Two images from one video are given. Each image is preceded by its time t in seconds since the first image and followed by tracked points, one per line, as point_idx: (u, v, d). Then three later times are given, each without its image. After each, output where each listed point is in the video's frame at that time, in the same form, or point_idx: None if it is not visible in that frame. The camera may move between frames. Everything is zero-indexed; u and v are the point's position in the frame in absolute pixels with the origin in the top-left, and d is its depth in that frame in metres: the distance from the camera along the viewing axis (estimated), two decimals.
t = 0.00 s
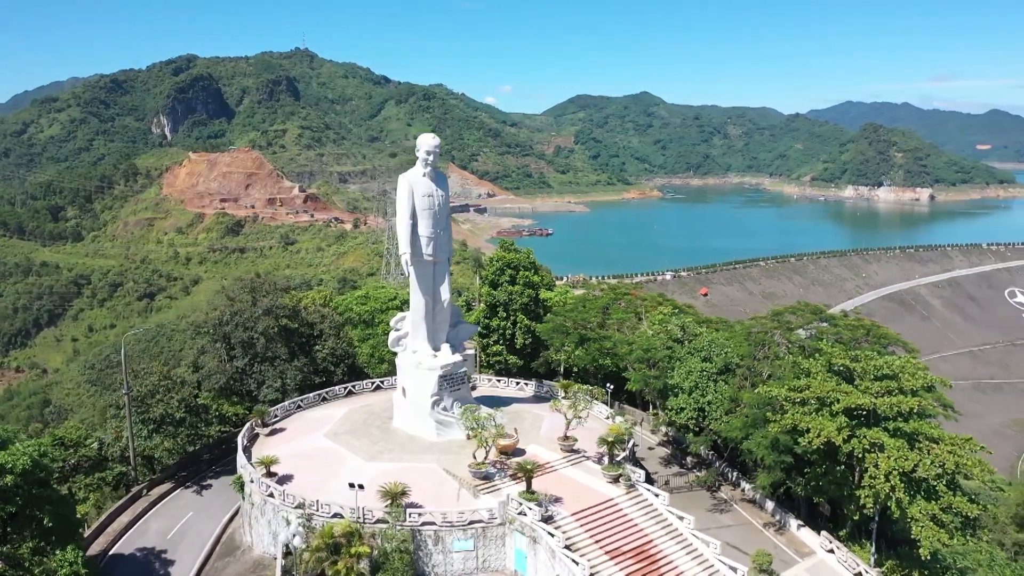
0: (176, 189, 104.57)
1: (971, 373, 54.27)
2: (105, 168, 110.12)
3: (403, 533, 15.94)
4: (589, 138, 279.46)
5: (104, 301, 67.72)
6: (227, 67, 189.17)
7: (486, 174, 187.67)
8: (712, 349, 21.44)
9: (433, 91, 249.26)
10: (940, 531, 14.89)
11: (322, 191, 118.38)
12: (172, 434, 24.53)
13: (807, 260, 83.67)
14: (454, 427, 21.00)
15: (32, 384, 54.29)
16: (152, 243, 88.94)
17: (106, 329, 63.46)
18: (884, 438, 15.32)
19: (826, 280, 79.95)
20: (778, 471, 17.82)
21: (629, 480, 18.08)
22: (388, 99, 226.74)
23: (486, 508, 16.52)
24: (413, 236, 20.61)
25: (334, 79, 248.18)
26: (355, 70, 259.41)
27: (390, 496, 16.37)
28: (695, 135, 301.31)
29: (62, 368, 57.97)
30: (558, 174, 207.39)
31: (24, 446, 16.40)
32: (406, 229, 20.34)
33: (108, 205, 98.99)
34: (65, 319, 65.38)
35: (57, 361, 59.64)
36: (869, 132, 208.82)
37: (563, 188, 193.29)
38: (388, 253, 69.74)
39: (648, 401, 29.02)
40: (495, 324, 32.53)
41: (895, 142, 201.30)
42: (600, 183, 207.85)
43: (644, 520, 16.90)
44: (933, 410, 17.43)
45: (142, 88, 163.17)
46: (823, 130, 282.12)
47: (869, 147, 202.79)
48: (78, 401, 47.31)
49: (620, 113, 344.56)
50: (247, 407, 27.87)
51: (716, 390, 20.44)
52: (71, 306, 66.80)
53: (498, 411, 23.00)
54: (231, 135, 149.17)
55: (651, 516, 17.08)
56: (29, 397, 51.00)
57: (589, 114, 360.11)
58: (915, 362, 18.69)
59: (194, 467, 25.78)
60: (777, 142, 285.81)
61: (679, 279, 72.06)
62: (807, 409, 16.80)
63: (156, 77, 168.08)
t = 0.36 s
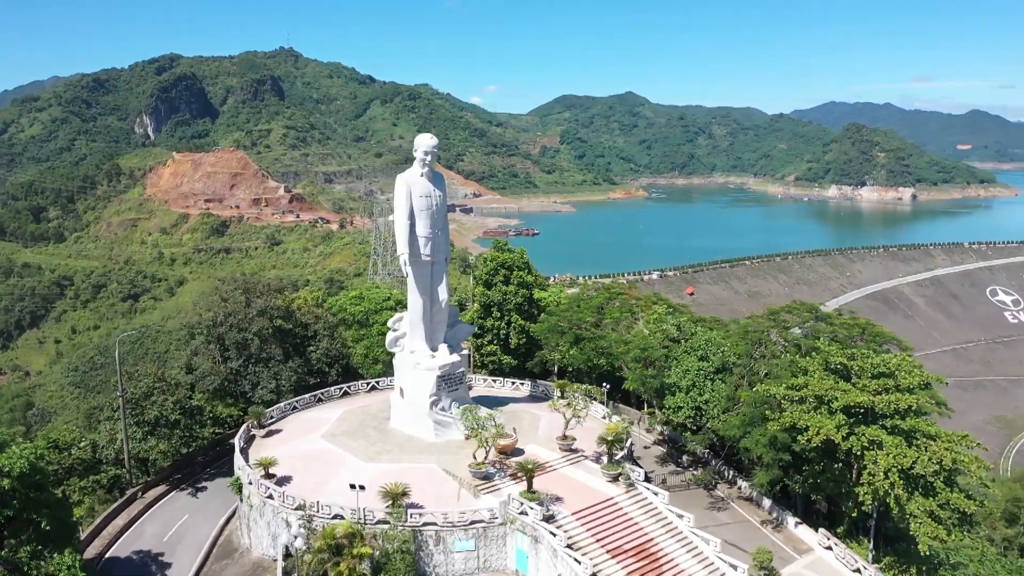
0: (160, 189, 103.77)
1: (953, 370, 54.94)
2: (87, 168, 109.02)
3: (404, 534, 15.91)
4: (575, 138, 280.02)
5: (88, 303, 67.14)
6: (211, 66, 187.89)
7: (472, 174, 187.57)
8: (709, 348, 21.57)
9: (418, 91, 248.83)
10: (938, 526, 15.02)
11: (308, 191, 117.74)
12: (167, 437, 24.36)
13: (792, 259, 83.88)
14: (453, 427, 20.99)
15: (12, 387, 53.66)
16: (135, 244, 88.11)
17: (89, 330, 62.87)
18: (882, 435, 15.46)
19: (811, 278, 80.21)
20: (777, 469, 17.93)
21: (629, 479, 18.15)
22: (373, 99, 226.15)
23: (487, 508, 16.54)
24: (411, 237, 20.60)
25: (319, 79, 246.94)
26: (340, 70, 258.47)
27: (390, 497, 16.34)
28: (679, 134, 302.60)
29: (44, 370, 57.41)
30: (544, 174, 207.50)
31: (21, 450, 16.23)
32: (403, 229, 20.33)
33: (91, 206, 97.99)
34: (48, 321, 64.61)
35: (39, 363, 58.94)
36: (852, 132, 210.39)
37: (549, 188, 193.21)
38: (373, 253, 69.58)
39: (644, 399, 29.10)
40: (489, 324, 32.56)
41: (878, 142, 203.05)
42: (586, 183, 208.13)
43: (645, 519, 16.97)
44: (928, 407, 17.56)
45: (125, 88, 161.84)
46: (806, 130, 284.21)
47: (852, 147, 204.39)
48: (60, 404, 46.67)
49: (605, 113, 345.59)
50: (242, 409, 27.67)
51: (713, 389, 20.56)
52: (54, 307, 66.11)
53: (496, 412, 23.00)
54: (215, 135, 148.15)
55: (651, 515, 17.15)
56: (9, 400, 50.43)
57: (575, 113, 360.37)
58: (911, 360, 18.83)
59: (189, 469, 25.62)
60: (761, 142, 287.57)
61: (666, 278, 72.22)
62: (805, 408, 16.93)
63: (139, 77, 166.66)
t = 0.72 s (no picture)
0: (139, 189, 102.64)
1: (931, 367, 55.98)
2: (64, 168, 107.50)
3: (402, 535, 15.91)
4: (556, 138, 280.34)
5: (66, 305, 66.17)
6: (190, 65, 186.12)
7: (454, 174, 187.24)
8: (702, 347, 21.76)
9: (400, 91, 247.96)
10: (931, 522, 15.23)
11: (289, 191, 116.92)
12: (158, 440, 24.06)
13: (772, 258, 84.17)
14: (448, 427, 21.00)
15: None
16: (114, 245, 87.12)
17: (67, 332, 62.04)
18: (877, 432, 15.66)
19: (792, 277, 80.55)
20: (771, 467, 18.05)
21: (625, 477, 18.25)
22: (355, 99, 225.07)
23: (485, 508, 16.61)
24: (405, 237, 20.58)
25: (300, 78, 245.44)
26: (321, 70, 257.05)
27: (388, 497, 16.31)
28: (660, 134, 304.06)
29: (19, 373, 56.49)
30: (526, 173, 207.54)
31: (11, 454, 16.05)
32: (398, 228, 20.27)
33: (69, 206, 96.58)
34: (26, 322, 63.54)
35: (15, 366, 57.87)
36: (831, 132, 212.48)
37: (532, 188, 193.27)
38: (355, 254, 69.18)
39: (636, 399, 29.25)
40: (480, 323, 32.54)
41: (856, 142, 205.22)
42: (568, 183, 208.42)
43: (642, 518, 17.06)
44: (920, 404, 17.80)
45: (102, 87, 160.08)
46: (786, 131, 286.72)
47: (831, 147, 206.41)
48: (39, 407, 45.97)
49: (587, 113, 346.72)
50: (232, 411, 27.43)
51: (707, 387, 20.76)
52: (31, 309, 65.08)
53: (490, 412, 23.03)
54: (194, 134, 146.66)
55: (649, 513, 17.25)
56: None
57: (556, 114, 360.94)
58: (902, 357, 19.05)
59: (179, 472, 25.42)
60: (741, 142, 289.66)
61: (648, 278, 72.36)
62: (800, 405, 17.11)
63: (116, 76, 164.65)
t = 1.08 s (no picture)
0: (117, 189, 101.48)
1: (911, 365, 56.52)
2: (39, 168, 105.96)
3: (400, 535, 15.89)
4: (537, 138, 280.69)
5: (43, 306, 65.13)
6: (168, 64, 184.24)
7: (436, 174, 186.71)
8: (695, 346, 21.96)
9: (381, 90, 247.04)
10: (923, 516, 15.46)
11: (269, 191, 116.05)
12: (149, 442, 23.88)
13: (754, 257, 84.60)
14: (443, 427, 21.00)
15: None
16: (93, 246, 86.08)
17: (44, 335, 61.13)
18: (871, 429, 15.88)
19: (772, 276, 80.98)
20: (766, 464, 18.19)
21: (621, 476, 18.35)
22: (335, 98, 223.90)
23: (483, 508, 16.62)
24: (400, 238, 20.58)
25: (280, 78, 243.82)
26: (301, 70, 255.49)
27: (386, 498, 16.28)
28: (641, 134, 305.31)
29: None
30: (508, 173, 207.48)
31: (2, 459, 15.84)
32: (392, 229, 20.27)
33: (45, 207, 95.16)
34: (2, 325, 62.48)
35: None
36: (810, 133, 214.52)
37: (513, 188, 193.25)
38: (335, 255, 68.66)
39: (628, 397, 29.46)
40: (470, 324, 32.52)
41: (835, 142, 207.33)
42: (550, 183, 208.60)
43: (639, 517, 17.15)
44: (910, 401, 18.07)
45: (78, 86, 158.33)
46: (765, 131, 288.96)
47: (810, 147, 208.38)
48: (16, 411, 45.24)
49: (568, 113, 347.36)
50: (223, 413, 27.27)
51: (700, 386, 20.93)
52: (7, 311, 64.00)
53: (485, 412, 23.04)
54: (173, 134, 145.14)
55: (645, 512, 17.34)
56: None
57: (537, 114, 361.27)
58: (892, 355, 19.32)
59: (170, 475, 25.20)
60: (721, 142, 291.59)
61: (631, 278, 72.53)
62: (794, 403, 17.28)
63: (93, 75, 162.57)
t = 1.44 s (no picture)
0: (95, 190, 100.25)
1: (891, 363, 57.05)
2: (14, 168, 104.42)
3: (398, 536, 15.91)
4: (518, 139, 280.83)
5: (19, 309, 64.05)
6: (145, 64, 182.36)
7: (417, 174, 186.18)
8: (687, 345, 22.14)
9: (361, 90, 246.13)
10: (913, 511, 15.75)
11: (249, 191, 115.18)
12: (139, 446, 23.63)
13: (735, 256, 85.04)
14: (437, 428, 20.96)
15: None
16: (70, 247, 84.85)
17: (20, 337, 60.14)
18: (864, 426, 16.14)
19: (753, 275, 81.31)
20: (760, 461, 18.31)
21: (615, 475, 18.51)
22: (315, 98, 222.60)
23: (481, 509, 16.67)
24: (394, 239, 20.56)
25: (259, 77, 241.94)
26: (280, 69, 253.87)
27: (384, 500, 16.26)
28: (622, 133, 306.56)
29: None
30: (489, 173, 207.42)
31: None
32: (387, 229, 20.27)
33: (20, 208, 93.68)
34: None
35: None
36: (789, 133, 216.47)
37: (495, 188, 193.25)
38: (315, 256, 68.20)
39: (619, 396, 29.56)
40: (461, 324, 32.51)
41: (813, 142, 209.39)
42: (531, 183, 208.80)
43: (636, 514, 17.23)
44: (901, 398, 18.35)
45: (53, 85, 156.72)
46: (744, 131, 291.31)
47: (789, 147, 210.26)
48: None
49: (549, 113, 347.93)
50: (213, 415, 27.06)
51: (693, 384, 21.10)
52: None
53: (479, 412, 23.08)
54: (151, 134, 143.53)
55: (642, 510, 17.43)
56: None
57: (518, 114, 361.22)
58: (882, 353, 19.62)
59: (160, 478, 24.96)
60: (701, 142, 293.48)
61: (613, 277, 72.69)
62: (788, 401, 17.50)
63: (68, 74, 160.58)
